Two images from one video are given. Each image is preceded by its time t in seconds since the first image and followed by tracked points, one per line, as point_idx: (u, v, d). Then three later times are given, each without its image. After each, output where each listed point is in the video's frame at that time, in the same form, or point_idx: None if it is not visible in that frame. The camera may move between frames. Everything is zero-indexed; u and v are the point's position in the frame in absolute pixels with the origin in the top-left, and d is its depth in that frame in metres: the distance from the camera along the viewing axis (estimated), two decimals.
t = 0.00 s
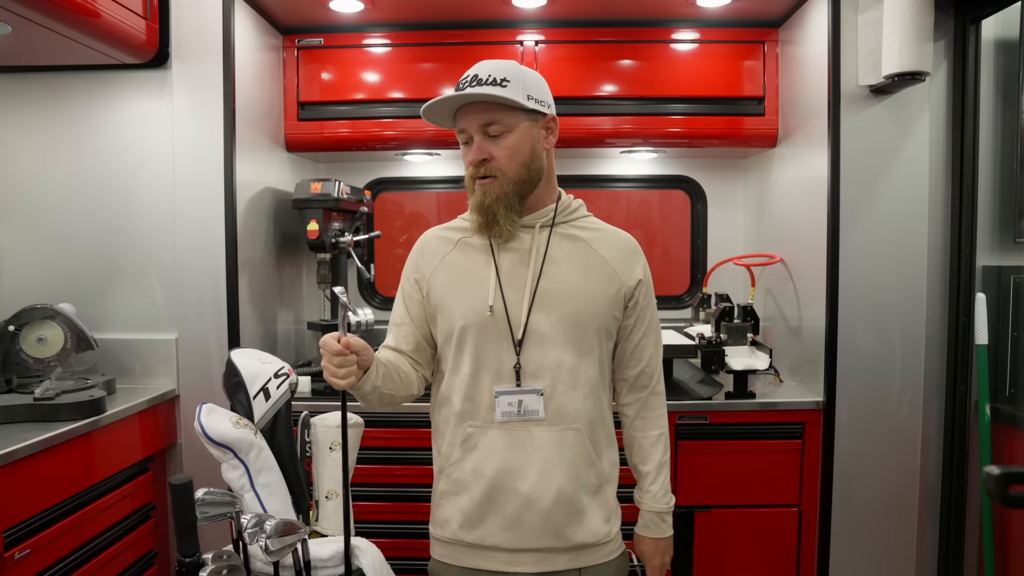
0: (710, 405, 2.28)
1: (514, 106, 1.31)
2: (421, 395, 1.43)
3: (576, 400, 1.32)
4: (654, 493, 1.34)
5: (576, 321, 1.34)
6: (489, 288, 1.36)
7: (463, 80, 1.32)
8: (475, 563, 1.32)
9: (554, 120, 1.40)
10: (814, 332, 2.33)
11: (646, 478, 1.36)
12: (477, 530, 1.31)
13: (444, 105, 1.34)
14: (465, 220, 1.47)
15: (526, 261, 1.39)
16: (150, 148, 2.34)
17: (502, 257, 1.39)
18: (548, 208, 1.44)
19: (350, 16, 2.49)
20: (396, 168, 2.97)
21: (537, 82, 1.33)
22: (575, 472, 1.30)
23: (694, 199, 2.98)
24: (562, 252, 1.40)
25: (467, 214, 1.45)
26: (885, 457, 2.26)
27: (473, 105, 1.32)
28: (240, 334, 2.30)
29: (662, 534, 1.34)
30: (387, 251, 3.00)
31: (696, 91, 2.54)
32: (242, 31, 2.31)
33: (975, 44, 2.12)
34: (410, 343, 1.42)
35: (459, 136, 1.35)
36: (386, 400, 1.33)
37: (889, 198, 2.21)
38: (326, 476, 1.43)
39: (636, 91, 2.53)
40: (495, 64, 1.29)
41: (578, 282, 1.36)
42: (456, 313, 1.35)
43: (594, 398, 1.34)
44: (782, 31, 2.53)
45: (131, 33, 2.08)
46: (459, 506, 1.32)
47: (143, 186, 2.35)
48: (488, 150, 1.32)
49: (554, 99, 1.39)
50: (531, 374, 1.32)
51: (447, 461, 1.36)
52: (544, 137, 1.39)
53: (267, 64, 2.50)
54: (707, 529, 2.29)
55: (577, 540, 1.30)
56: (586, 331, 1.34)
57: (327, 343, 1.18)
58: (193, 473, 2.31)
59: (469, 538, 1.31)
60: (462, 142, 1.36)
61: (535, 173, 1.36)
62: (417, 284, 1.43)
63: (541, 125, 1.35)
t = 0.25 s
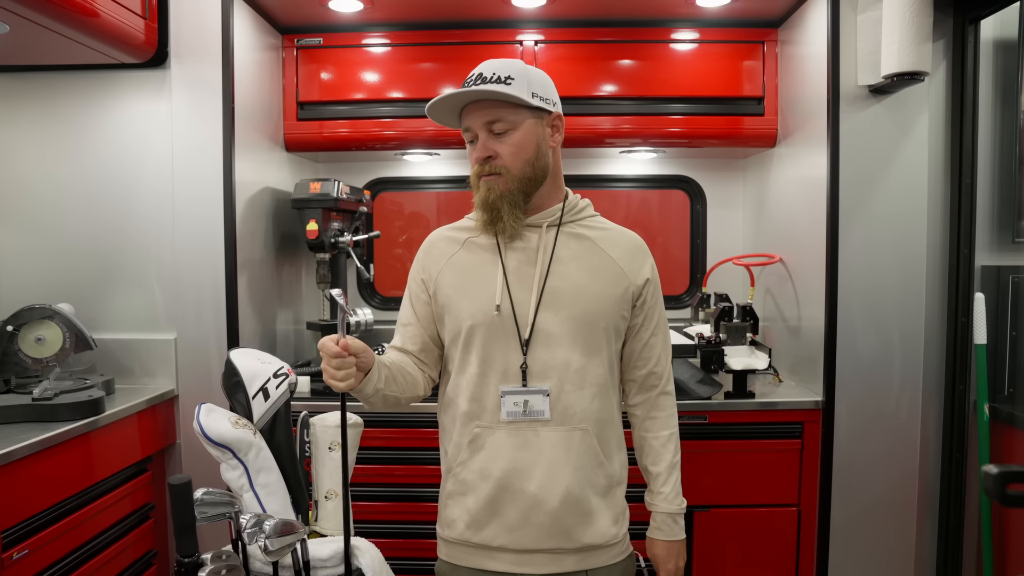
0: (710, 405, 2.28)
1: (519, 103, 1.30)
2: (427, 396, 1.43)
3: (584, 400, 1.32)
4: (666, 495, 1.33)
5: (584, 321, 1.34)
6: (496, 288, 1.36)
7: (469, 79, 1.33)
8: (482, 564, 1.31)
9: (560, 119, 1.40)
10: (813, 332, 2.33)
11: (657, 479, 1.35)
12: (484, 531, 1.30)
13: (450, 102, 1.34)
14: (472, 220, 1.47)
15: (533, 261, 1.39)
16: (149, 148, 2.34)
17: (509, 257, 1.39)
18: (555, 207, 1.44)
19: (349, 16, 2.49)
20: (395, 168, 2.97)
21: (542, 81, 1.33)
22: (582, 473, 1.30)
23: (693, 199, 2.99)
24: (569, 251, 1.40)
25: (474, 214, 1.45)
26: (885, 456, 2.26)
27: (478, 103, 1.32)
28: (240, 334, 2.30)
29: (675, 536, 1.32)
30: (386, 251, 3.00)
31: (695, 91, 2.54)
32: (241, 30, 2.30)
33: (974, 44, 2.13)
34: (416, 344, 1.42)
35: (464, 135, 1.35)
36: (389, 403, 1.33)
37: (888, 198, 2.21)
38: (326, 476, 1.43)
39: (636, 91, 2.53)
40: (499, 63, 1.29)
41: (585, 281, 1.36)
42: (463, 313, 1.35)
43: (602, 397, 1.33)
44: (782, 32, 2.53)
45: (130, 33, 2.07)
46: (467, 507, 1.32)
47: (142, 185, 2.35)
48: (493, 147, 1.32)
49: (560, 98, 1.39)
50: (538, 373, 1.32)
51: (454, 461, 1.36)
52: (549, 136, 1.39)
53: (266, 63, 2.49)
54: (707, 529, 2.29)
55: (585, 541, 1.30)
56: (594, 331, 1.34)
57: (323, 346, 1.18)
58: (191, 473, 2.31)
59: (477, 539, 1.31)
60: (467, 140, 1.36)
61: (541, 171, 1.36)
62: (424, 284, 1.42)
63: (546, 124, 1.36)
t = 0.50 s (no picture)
0: (708, 403, 2.28)
1: (521, 97, 1.31)
2: (427, 392, 1.44)
3: (586, 399, 1.32)
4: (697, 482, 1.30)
5: (586, 319, 1.33)
6: (498, 286, 1.36)
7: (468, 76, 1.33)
8: (483, 562, 1.31)
9: (561, 112, 1.40)
10: (811, 330, 2.33)
11: (684, 468, 1.32)
12: (485, 530, 1.30)
13: (451, 99, 1.35)
14: (475, 217, 1.47)
15: (536, 259, 1.39)
16: (146, 147, 2.34)
17: (511, 254, 1.39)
18: (558, 205, 1.43)
19: (347, 14, 2.49)
20: (394, 166, 2.97)
21: (541, 75, 1.34)
22: (584, 472, 1.30)
23: (692, 198, 2.98)
24: (572, 250, 1.40)
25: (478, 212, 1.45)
26: (883, 455, 2.26)
27: (479, 99, 1.33)
28: (237, 333, 2.30)
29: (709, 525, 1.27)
30: (384, 250, 3.00)
31: (694, 89, 2.54)
32: (239, 29, 2.30)
33: (972, 43, 2.12)
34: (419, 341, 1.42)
35: (467, 133, 1.36)
36: (388, 397, 1.33)
37: (886, 197, 2.21)
38: (324, 475, 1.43)
39: (634, 89, 2.53)
40: (499, 58, 1.29)
41: (588, 280, 1.36)
42: (465, 310, 1.35)
43: (604, 396, 1.33)
44: (780, 30, 2.53)
45: (127, 32, 2.07)
46: (468, 505, 1.32)
47: (140, 184, 2.35)
48: (498, 141, 1.32)
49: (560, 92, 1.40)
50: (540, 372, 1.32)
51: (455, 459, 1.36)
52: (552, 129, 1.39)
53: (264, 62, 2.49)
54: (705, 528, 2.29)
55: (586, 541, 1.30)
56: (596, 330, 1.34)
57: (320, 338, 1.18)
58: (189, 472, 2.31)
59: (478, 538, 1.31)
60: (470, 138, 1.37)
61: (547, 163, 1.36)
62: (426, 281, 1.42)
63: (548, 116, 1.36)
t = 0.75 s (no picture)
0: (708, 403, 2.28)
1: (519, 97, 1.31)
2: (425, 390, 1.44)
3: (584, 398, 1.32)
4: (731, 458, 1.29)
5: (585, 318, 1.34)
6: (497, 285, 1.36)
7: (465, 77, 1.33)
8: (482, 562, 1.31)
9: (559, 112, 1.40)
10: (811, 329, 2.33)
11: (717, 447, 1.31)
12: (484, 529, 1.30)
13: (449, 101, 1.35)
14: (473, 217, 1.47)
15: (535, 257, 1.39)
16: (146, 146, 2.34)
17: (510, 253, 1.39)
18: (557, 204, 1.43)
19: (347, 13, 2.49)
20: (394, 165, 2.97)
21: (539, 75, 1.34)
22: (582, 471, 1.30)
23: (692, 197, 2.98)
24: (571, 248, 1.40)
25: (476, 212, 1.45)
26: (883, 454, 2.26)
27: (477, 100, 1.33)
28: (237, 332, 2.30)
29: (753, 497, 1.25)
30: (384, 249, 3.00)
31: (693, 88, 2.53)
32: (239, 28, 2.30)
33: (972, 42, 2.12)
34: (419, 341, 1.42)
35: (465, 134, 1.36)
36: (386, 395, 1.33)
37: (886, 196, 2.21)
38: (324, 474, 1.43)
39: (634, 88, 2.53)
40: (496, 59, 1.29)
41: (587, 278, 1.36)
42: (464, 309, 1.35)
43: (603, 395, 1.33)
44: (780, 29, 2.52)
45: (127, 31, 2.08)
46: (466, 504, 1.32)
47: (139, 183, 2.35)
48: (497, 142, 1.32)
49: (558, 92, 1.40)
50: (539, 371, 1.32)
51: (454, 459, 1.36)
52: (550, 129, 1.39)
53: (264, 61, 2.49)
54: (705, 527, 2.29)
55: (585, 540, 1.30)
56: (595, 329, 1.34)
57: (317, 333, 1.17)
58: (189, 471, 2.31)
59: (477, 537, 1.31)
60: (468, 139, 1.37)
61: (546, 163, 1.36)
62: (425, 281, 1.43)
63: (545, 116, 1.36)
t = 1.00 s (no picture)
0: (707, 402, 2.28)
1: (521, 100, 1.31)
2: (428, 391, 1.43)
3: (581, 398, 1.32)
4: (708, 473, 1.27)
5: (583, 319, 1.33)
6: (495, 284, 1.36)
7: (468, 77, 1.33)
8: (478, 562, 1.31)
9: (561, 115, 1.40)
10: (811, 329, 2.33)
11: (698, 460, 1.28)
12: (480, 529, 1.30)
13: (451, 102, 1.35)
14: (473, 217, 1.47)
15: (534, 258, 1.39)
16: (146, 146, 2.34)
17: (509, 253, 1.39)
18: (557, 205, 1.43)
19: (347, 13, 2.49)
20: (393, 165, 2.97)
21: (542, 77, 1.34)
22: (579, 472, 1.30)
23: (691, 197, 2.98)
24: (570, 249, 1.40)
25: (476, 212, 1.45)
26: (882, 453, 2.26)
27: (479, 102, 1.32)
28: (237, 332, 2.30)
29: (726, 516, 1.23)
30: (384, 249, 3.00)
31: (693, 88, 2.54)
32: (238, 28, 2.30)
33: (972, 41, 2.13)
34: (418, 341, 1.42)
35: (466, 134, 1.35)
36: (391, 397, 1.33)
37: (885, 196, 2.21)
38: (324, 474, 1.43)
39: (634, 88, 2.53)
40: (499, 60, 1.29)
41: (586, 279, 1.36)
42: (462, 309, 1.35)
43: (600, 396, 1.33)
44: (780, 29, 2.53)
45: (127, 30, 2.08)
46: (463, 504, 1.32)
47: (139, 183, 2.35)
48: (496, 145, 1.32)
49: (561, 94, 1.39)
50: (536, 371, 1.32)
51: (451, 458, 1.36)
52: (552, 132, 1.39)
53: (263, 61, 2.49)
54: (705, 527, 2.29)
55: (581, 541, 1.30)
56: (593, 329, 1.34)
57: (317, 338, 1.17)
58: (189, 471, 2.31)
59: (473, 537, 1.31)
60: (468, 139, 1.36)
61: (545, 167, 1.36)
62: (424, 280, 1.43)
63: (547, 120, 1.36)
